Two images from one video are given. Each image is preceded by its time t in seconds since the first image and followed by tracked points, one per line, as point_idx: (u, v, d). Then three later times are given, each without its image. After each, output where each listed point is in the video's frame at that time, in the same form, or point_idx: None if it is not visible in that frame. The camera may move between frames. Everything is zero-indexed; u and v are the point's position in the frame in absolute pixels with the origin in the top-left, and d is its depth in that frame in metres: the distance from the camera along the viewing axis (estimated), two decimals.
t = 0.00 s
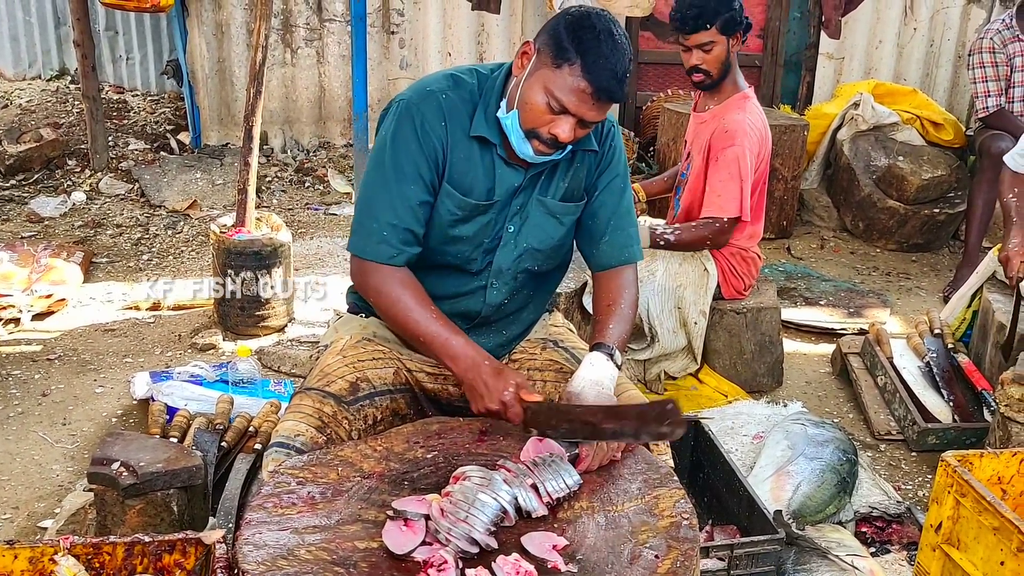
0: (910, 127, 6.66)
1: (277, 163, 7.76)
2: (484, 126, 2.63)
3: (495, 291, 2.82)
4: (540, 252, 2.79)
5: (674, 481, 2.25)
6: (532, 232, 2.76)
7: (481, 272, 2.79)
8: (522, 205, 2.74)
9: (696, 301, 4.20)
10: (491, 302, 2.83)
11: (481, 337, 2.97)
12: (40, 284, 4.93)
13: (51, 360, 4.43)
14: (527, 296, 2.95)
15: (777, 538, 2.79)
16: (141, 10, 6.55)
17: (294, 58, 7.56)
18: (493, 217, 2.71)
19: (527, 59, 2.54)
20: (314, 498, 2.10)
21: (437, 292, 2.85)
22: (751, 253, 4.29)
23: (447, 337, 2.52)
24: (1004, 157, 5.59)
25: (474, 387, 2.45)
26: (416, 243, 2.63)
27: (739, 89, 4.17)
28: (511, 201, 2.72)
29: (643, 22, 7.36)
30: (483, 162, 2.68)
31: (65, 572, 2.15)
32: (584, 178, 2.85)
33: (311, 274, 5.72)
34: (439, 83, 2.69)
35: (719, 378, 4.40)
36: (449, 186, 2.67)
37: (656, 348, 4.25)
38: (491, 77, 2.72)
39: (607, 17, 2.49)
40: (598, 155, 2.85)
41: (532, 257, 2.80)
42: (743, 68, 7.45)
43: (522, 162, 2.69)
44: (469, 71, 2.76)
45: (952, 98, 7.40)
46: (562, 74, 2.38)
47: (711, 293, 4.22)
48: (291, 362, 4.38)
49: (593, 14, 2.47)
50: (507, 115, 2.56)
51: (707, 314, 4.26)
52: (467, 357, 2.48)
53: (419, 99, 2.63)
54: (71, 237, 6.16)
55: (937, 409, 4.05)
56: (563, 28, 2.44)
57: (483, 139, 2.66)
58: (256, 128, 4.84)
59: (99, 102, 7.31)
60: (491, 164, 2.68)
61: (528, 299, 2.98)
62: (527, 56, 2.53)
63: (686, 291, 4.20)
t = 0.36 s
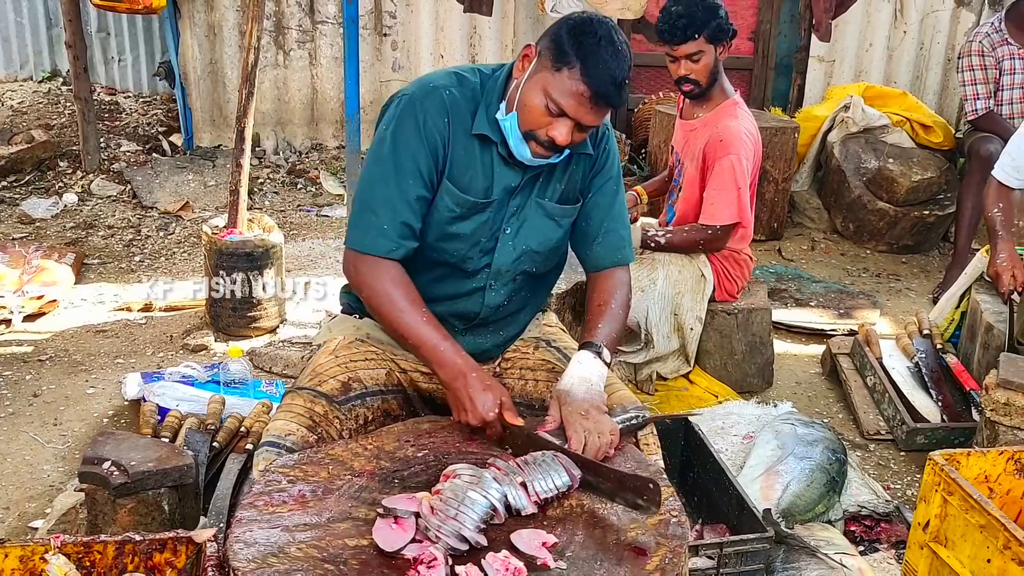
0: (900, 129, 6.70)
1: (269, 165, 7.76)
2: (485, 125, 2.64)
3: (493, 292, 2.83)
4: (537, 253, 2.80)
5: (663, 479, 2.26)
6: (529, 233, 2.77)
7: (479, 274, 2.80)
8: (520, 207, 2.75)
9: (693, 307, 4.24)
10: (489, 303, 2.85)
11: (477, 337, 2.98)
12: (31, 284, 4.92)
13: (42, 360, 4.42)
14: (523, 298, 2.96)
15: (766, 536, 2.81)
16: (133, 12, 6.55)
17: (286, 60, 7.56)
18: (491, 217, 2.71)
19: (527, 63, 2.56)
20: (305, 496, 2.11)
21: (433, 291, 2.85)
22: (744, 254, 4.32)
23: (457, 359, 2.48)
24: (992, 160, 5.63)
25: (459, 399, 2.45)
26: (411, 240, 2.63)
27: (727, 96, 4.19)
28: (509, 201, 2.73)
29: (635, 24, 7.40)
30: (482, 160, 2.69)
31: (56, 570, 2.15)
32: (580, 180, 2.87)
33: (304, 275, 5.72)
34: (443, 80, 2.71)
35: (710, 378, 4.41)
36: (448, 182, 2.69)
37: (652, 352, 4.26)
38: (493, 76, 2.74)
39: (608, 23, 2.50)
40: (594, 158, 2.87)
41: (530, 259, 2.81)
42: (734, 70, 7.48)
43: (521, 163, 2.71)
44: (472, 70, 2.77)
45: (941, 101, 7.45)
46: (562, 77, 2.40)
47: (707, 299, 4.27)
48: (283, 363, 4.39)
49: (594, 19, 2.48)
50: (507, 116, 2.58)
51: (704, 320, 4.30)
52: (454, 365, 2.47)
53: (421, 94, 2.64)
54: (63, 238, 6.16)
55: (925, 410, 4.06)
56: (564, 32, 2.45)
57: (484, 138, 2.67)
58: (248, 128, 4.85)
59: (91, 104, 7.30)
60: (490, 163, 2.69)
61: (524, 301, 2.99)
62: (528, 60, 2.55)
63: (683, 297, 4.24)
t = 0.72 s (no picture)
0: (896, 128, 6.71)
1: (266, 164, 7.76)
2: (471, 121, 2.65)
3: (481, 283, 2.84)
4: (524, 245, 2.81)
5: (655, 474, 2.27)
6: (517, 225, 2.78)
7: (467, 266, 2.81)
8: (508, 199, 2.75)
9: (688, 303, 4.24)
10: (477, 294, 2.85)
11: (466, 329, 2.99)
12: (28, 283, 4.93)
13: (38, 358, 4.43)
14: (513, 290, 2.97)
15: (759, 532, 2.82)
16: (130, 11, 6.56)
17: (283, 59, 7.57)
18: (479, 211, 2.73)
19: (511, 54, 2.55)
20: (298, 491, 2.12)
21: (423, 285, 2.87)
22: (734, 249, 4.36)
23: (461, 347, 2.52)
24: (988, 158, 5.64)
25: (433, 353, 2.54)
26: (404, 236, 2.65)
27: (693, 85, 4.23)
28: (497, 194, 2.73)
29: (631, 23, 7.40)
30: (468, 155, 2.70)
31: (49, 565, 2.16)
32: (569, 174, 2.87)
33: (301, 274, 5.73)
34: (427, 78, 2.72)
35: (705, 375, 4.43)
36: (435, 178, 2.70)
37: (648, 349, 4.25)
38: (478, 72, 2.75)
39: (592, 12, 2.49)
40: (583, 150, 2.87)
41: (517, 249, 2.81)
42: (731, 69, 7.48)
43: (508, 156, 2.72)
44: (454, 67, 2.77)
45: (938, 99, 7.46)
46: (547, 68, 2.40)
47: (701, 295, 4.27)
48: (279, 360, 4.39)
49: (577, 8, 2.47)
50: (494, 107, 2.59)
51: (697, 315, 4.30)
52: (455, 349, 2.51)
53: (406, 93, 2.66)
54: (60, 237, 6.16)
55: (920, 406, 4.07)
56: (548, 22, 2.45)
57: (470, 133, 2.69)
58: (244, 127, 4.86)
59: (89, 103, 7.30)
60: (477, 157, 2.70)
61: (514, 293, 3.00)
62: (513, 50, 2.56)
63: (678, 294, 4.22)
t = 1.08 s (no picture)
0: (896, 126, 6.70)
1: (266, 163, 7.76)
2: (479, 120, 2.66)
3: (488, 283, 2.84)
4: (532, 245, 2.81)
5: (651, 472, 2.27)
6: (525, 225, 2.78)
7: (473, 265, 2.81)
8: (515, 200, 2.76)
9: (678, 298, 4.23)
10: (484, 295, 2.86)
11: (471, 330, 2.98)
12: (27, 282, 4.94)
13: (37, 358, 4.43)
14: (518, 290, 2.97)
15: (757, 530, 2.81)
16: (129, 10, 6.55)
17: (283, 58, 7.57)
18: (486, 211, 2.72)
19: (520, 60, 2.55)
20: (293, 489, 2.12)
21: (427, 284, 2.86)
22: (724, 245, 4.32)
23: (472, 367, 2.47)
24: (987, 156, 5.64)
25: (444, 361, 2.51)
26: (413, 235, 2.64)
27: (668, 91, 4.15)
28: (504, 195, 2.74)
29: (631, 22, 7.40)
30: (476, 153, 2.70)
31: (45, 564, 2.16)
32: (573, 175, 2.88)
33: (300, 273, 5.73)
34: (438, 76, 2.72)
35: (704, 374, 4.43)
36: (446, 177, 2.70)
37: (641, 345, 4.26)
38: (486, 70, 2.75)
39: (603, 22, 2.49)
40: (587, 151, 2.88)
41: (525, 251, 2.82)
42: (731, 68, 7.47)
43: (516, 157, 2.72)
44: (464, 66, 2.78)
45: (938, 97, 7.45)
46: (555, 76, 2.40)
47: (691, 289, 4.25)
48: (277, 359, 4.39)
49: (588, 18, 2.48)
50: (500, 112, 2.59)
51: (689, 310, 4.28)
52: (462, 363, 2.49)
53: (416, 90, 2.66)
54: (59, 236, 6.16)
55: (919, 404, 4.07)
56: (559, 30, 2.46)
57: (479, 132, 2.69)
58: (243, 126, 4.86)
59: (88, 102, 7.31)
60: (486, 157, 2.70)
61: (519, 293, 3.00)
62: (522, 55, 2.55)
63: (667, 287, 4.21)
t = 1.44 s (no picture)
0: (896, 127, 6.69)
1: (265, 164, 7.76)
2: (471, 122, 2.64)
3: (484, 283, 2.83)
4: (527, 243, 2.81)
5: (650, 474, 2.25)
6: (519, 224, 2.77)
7: (469, 266, 2.81)
8: (510, 198, 2.75)
9: (678, 298, 4.22)
10: (479, 294, 2.85)
11: (467, 330, 2.98)
12: (25, 283, 4.93)
13: (35, 359, 4.42)
14: (514, 289, 2.96)
15: (757, 532, 2.80)
16: (128, 11, 6.53)
17: (282, 58, 7.56)
18: (480, 211, 2.72)
19: (512, 58, 2.54)
20: (291, 492, 2.11)
21: (423, 284, 2.85)
22: (724, 245, 4.32)
23: (436, 332, 2.54)
24: (987, 156, 5.63)
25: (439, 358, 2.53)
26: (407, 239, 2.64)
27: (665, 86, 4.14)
28: (498, 194, 2.73)
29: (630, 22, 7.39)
30: (468, 154, 2.68)
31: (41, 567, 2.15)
32: (569, 172, 2.86)
33: (298, 273, 5.72)
34: (426, 79, 2.71)
35: (703, 375, 4.42)
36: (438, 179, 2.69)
37: (641, 346, 4.25)
38: (477, 71, 2.73)
39: (592, 18, 2.49)
40: (583, 149, 2.86)
41: (520, 249, 2.81)
42: (730, 68, 7.46)
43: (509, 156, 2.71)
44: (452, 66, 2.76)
45: (938, 98, 7.44)
46: (547, 75, 2.39)
47: (691, 290, 4.24)
48: (276, 360, 4.38)
49: (577, 15, 2.47)
50: (494, 112, 2.57)
51: (689, 311, 4.27)
52: (461, 354, 2.50)
53: (406, 93, 2.65)
54: (58, 237, 6.15)
55: (919, 405, 4.07)
56: (548, 28, 2.45)
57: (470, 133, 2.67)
58: (241, 127, 4.85)
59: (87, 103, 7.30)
60: (478, 157, 2.69)
61: (515, 292, 2.99)
62: (512, 55, 2.54)
63: (666, 288, 4.20)
